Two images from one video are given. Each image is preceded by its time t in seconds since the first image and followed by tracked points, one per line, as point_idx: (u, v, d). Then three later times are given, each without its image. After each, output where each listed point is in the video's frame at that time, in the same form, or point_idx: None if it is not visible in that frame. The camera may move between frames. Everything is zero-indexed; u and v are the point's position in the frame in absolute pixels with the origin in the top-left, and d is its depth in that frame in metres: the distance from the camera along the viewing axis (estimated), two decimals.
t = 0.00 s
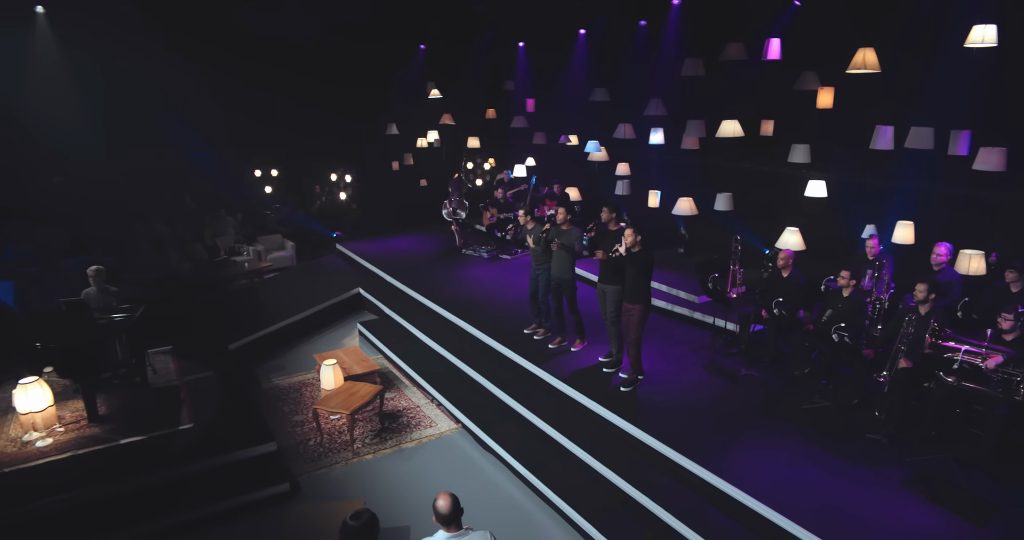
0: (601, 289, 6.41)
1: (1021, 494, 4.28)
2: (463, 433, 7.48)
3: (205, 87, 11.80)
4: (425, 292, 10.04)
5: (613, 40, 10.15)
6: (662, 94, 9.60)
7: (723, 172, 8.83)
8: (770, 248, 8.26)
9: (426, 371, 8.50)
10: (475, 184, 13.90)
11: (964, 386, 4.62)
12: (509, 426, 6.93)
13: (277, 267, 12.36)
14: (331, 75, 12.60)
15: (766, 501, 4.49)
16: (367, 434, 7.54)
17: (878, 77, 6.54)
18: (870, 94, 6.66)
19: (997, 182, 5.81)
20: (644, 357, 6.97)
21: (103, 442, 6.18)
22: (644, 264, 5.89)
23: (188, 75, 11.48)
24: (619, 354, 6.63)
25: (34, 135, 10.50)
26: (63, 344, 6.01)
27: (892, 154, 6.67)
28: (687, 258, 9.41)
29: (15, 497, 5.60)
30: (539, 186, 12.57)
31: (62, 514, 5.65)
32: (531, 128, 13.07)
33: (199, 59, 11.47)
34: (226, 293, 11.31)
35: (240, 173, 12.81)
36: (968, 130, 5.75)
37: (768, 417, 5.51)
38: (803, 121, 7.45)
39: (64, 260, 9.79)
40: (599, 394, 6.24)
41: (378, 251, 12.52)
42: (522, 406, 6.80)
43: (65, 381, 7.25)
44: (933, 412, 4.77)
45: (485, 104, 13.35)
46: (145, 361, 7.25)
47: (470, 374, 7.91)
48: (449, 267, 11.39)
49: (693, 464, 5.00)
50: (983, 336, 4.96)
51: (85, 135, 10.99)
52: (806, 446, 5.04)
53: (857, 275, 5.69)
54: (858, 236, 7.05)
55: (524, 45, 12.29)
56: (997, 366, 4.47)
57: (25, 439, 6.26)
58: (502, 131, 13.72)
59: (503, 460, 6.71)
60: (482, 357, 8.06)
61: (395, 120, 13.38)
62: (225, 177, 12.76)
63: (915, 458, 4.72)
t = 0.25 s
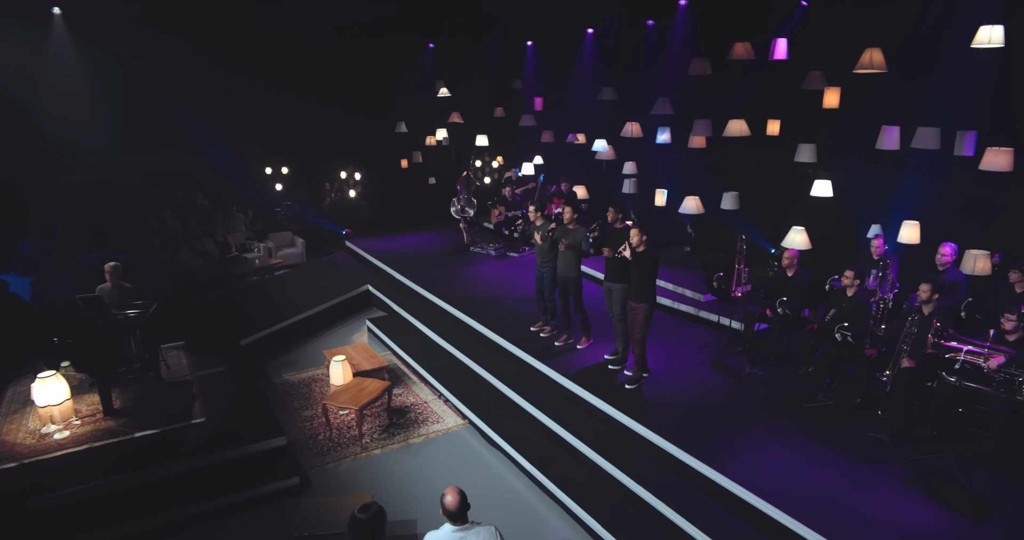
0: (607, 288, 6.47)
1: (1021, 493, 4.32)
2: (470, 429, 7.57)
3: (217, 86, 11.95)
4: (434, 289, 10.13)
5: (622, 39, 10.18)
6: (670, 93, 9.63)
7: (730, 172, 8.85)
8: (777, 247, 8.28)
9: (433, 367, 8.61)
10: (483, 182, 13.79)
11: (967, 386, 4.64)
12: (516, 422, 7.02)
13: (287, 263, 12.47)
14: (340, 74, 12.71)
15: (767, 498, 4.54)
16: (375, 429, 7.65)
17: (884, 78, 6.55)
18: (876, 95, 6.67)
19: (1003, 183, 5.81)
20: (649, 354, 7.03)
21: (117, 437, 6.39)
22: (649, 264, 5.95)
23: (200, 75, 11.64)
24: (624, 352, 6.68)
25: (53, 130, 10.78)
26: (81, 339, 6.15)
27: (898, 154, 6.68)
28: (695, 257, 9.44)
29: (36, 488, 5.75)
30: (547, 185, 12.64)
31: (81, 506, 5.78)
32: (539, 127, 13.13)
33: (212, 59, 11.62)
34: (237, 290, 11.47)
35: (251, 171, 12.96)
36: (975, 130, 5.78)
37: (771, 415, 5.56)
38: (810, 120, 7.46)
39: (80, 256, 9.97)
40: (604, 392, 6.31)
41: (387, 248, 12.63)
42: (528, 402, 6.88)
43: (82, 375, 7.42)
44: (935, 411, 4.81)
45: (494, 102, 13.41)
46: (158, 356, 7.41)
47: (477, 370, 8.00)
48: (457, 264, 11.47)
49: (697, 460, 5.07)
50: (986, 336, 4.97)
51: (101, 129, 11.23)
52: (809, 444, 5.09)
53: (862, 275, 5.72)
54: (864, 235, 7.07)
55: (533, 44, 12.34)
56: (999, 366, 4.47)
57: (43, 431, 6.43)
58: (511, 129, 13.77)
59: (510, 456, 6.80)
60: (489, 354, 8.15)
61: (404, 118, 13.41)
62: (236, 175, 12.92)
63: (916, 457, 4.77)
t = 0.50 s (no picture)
0: (611, 284, 6.53)
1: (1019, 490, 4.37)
2: (474, 423, 7.67)
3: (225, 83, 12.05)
4: (439, 285, 10.21)
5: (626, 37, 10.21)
6: (675, 91, 9.64)
7: (734, 169, 8.87)
8: (780, 245, 8.31)
9: (439, 362, 8.71)
10: (488, 178, 13.83)
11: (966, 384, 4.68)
12: (520, 416, 7.11)
13: (294, 259, 12.61)
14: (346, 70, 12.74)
15: (767, 493, 4.61)
16: (381, 423, 7.76)
17: (888, 76, 6.56)
18: (881, 93, 6.68)
19: (1007, 181, 5.82)
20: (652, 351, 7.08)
21: (129, 429, 6.51)
22: (652, 261, 6.01)
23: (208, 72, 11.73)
24: (627, 348, 6.75)
25: (67, 130, 11.01)
26: (94, 333, 6.27)
27: (903, 153, 6.69)
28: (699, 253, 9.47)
29: (49, 477, 5.91)
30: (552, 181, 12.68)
31: (93, 496, 5.93)
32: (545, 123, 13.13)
33: (219, 56, 11.69)
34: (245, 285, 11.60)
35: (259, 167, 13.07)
36: (978, 129, 5.78)
37: (772, 411, 5.62)
38: (814, 118, 7.47)
39: (91, 251, 10.10)
40: (608, 387, 6.38)
41: (394, 244, 12.71)
42: (532, 397, 6.97)
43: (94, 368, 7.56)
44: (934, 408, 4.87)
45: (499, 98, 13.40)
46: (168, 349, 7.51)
47: (482, 366, 8.09)
48: (463, 260, 11.54)
49: (697, 455, 5.14)
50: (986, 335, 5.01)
51: (113, 127, 11.50)
52: (808, 440, 5.16)
53: (863, 273, 5.77)
54: (867, 233, 7.09)
55: (539, 41, 12.37)
56: (998, 364, 4.50)
57: (57, 423, 6.58)
58: (516, 126, 13.81)
59: (514, 450, 6.90)
60: (494, 349, 8.24)
61: (410, 115, 13.37)
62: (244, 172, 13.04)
63: (915, 453, 4.82)
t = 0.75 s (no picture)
0: (613, 280, 6.60)
1: (1014, 485, 4.43)
2: (478, 417, 7.77)
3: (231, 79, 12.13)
4: (444, 280, 10.29)
5: (631, 34, 10.22)
6: (679, 88, 9.65)
7: (737, 166, 8.90)
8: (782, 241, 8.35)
9: (443, 357, 8.81)
10: (493, 175, 13.62)
11: (964, 380, 4.74)
12: (522, 411, 7.21)
13: (301, 254, 12.74)
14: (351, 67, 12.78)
15: (765, 487, 4.67)
16: (386, 416, 7.87)
17: (890, 74, 6.57)
18: (883, 91, 6.69)
19: (1008, 179, 5.83)
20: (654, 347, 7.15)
21: (139, 421, 6.64)
22: (654, 258, 6.07)
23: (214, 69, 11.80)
24: (629, 343, 6.82)
25: (77, 125, 11.06)
26: (103, 327, 6.40)
27: (905, 151, 6.70)
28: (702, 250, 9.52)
29: (61, 469, 6.04)
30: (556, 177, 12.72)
31: (103, 487, 6.02)
32: (549, 120, 13.15)
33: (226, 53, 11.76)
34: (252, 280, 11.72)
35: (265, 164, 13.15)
36: (979, 127, 5.79)
37: (772, 407, 5.69)
38: (816, 116, 7.48)
39: (100, 246, 10.21)
40: (609, 382, 6.45)
41: (399, 240, 12.80)
42: (534, 392, 7.06)
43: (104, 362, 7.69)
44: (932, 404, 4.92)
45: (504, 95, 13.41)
46: (176, 343, 7.61)
47: (486, 361, 8.18)
48: (468, 256, 11.62)
49: (696, 450, 5.20)
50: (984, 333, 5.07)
51: (123, 120, 11.55)
52: (806, 436, 5.22)
53: (863, 270, 5.81)
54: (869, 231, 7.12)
55: (543, 38, 12.39)
56: (995, 361, 4.57)
57: (69, 415, 6.70)
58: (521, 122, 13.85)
59: (516, 444, 6.99)
60: (498, 344, 8.33)
61: (415, 111, 13.67)
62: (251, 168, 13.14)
63: (912, 449, 4.88)
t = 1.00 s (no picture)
0: (617, 276, 6.66)
1: (1011, 481, 4.49)
2: (482, 411, 7.87)
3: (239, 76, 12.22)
4: (450, 275, 10.37)
5: (637, 30, 10.22)
6: (684, 84, 9.65)
7: (742, 163, 8.91)
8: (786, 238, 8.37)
9: (449, 352, 8.90)
10: (499, 170, 14.18)
11: (964, 377, 4.83)
12: (526, 405, 7.29)
13: (308, 249, 12.90)
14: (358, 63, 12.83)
15: (765, 481, 4.74)
16: (392, 410, 7.98)
17: (895, 72, 6.57)
18: (888, 88, 6.69)
19: (1012, 177, 5.84)
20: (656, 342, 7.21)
21: (151, 413, 6.76)
22: (657, 254, 6.11)
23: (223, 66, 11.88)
24: (632, 338, 6.89)
25: (88, 121, 11.18)
26: (115, 321, 6.52)
27: (909, 149, 6.71)
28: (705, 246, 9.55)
29: (75, 459, 6.18)
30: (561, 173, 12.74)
31: (116, 477, 6.17)
32: (555, 116, 13.16)
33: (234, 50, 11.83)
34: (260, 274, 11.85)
35: (272, 160, 13.09)
36: (983, 125, 5.80)
37: (773, 402, 5.75)
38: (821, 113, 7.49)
39: (111, 240, 10.36)
40: (613, 376, 6.52)
41: (406, 235, 12.89)
42: (538, 386, 7.14)
43: (116, 354, 7.83)
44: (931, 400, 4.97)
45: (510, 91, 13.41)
46: (186, 337, 7.72)
47: (491, 355, 8.27)
48: (473, 251, 11.69)
49: (698, 444, 5.27)
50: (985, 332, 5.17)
51: (132, 117, 11.62)
52: (807, 431, 5.28)
53: (865, 267, 5.85)
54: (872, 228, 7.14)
55: (549, 34, 12.38)
56: (993, 357, 4.71)
57: (83, 407, 6.83)
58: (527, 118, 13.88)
59: (520, 437, 7.08)
60: (503, 338, 8.42)
61: (422, 108, 13.42)
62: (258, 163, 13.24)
63: (911, 444, 4.94)
